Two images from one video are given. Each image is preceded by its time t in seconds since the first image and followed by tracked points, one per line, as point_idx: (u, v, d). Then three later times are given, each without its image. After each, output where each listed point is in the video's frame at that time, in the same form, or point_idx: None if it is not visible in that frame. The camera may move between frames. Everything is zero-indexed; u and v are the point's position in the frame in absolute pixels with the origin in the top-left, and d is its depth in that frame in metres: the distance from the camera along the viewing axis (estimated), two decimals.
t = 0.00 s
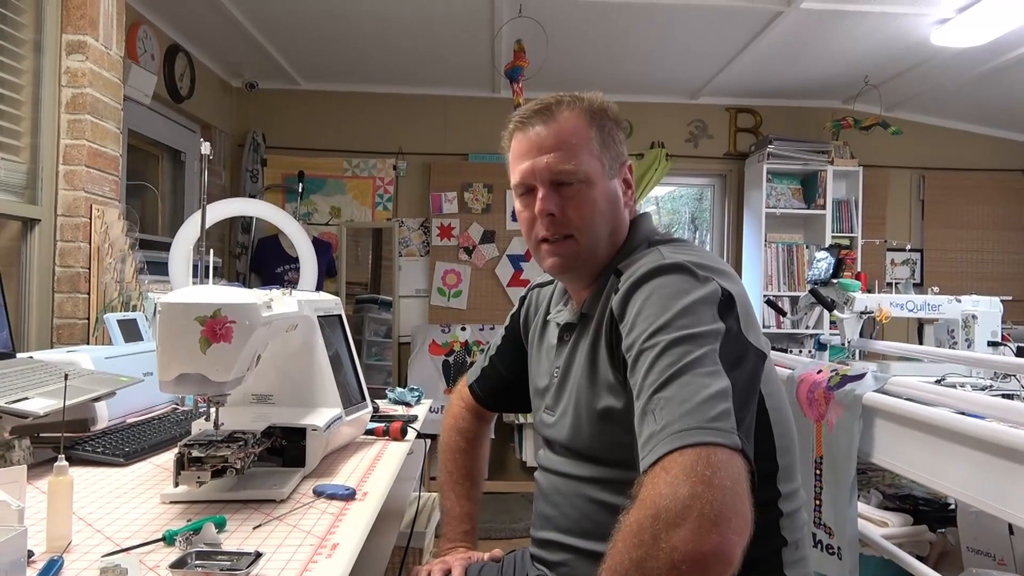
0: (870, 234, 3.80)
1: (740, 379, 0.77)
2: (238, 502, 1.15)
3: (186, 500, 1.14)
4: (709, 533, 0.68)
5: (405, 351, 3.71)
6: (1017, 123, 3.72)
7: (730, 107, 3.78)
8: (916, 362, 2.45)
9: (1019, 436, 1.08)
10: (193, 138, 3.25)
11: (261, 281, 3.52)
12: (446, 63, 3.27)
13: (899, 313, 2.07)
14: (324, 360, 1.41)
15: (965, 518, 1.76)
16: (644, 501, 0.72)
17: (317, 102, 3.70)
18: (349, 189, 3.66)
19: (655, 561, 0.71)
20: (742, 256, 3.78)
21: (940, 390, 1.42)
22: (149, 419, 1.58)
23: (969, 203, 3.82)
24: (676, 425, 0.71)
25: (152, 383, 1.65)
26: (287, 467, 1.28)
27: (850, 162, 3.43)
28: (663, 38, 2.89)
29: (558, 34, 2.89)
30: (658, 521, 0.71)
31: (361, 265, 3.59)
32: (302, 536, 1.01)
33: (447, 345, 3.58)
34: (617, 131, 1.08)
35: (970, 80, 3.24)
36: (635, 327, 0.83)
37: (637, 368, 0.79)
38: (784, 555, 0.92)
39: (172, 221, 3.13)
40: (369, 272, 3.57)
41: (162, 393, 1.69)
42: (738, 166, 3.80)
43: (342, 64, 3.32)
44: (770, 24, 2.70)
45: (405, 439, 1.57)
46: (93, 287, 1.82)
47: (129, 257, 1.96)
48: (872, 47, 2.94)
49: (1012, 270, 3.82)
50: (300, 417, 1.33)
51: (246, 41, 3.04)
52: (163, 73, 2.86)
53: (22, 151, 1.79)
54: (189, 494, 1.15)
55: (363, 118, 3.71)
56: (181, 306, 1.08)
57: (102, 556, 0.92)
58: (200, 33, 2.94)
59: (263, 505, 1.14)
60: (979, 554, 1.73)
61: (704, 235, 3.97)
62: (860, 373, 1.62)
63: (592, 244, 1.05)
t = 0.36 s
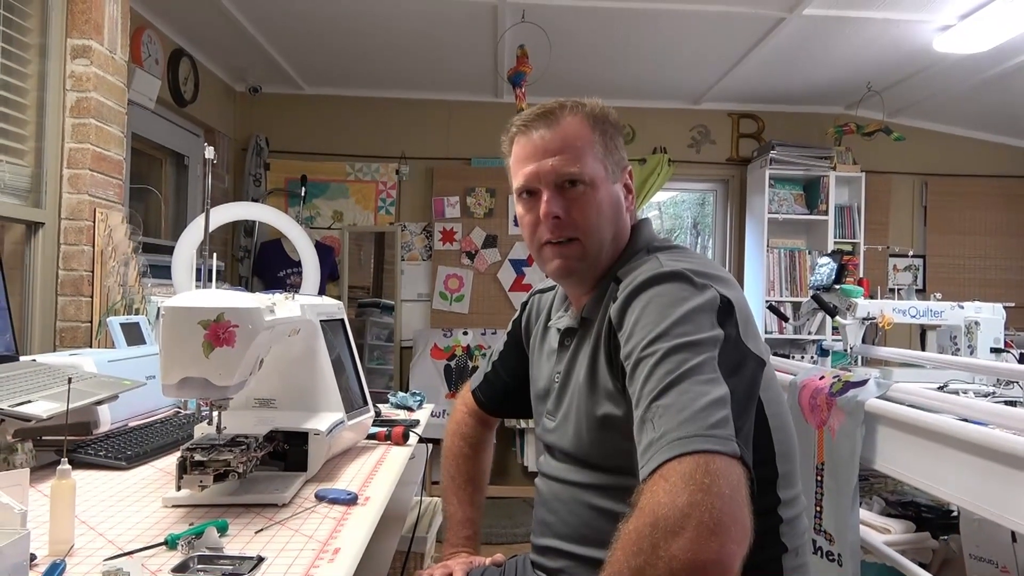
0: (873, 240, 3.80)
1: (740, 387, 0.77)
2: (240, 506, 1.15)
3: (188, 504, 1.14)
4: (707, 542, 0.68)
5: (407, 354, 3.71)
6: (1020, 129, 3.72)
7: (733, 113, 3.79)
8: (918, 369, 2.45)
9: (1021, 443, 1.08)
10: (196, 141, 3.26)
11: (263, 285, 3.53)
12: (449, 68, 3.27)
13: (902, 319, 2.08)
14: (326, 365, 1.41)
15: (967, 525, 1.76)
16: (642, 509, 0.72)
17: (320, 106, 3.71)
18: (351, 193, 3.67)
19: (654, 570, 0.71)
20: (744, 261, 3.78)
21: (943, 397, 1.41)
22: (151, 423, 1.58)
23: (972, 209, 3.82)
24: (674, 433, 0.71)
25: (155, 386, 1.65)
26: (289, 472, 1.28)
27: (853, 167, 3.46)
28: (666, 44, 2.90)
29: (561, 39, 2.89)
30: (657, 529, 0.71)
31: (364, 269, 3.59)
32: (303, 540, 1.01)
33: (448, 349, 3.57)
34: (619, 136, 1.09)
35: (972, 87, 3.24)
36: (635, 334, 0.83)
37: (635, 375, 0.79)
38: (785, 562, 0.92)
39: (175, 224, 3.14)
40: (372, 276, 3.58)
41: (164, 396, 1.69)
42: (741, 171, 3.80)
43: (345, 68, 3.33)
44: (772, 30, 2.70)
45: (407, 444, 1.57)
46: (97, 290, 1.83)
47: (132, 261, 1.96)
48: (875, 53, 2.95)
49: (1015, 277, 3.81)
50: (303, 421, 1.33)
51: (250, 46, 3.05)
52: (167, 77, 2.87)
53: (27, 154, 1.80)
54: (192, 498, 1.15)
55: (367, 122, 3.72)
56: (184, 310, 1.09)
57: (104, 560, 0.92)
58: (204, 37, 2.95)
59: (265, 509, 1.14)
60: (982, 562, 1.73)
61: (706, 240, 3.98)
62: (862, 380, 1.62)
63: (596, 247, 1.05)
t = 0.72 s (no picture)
0: (875, 247, 3.80)
1: (744, 396, 0.77)
2: (241, 511, 1.15)
3: (190, 509, 1.14)
4: (720, 553, 0.68)
5: (409, 359, 3.71)
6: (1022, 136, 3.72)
7: (735, 118, 3.79)
8: (921, 375, 2.45)
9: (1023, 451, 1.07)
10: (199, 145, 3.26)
11: (265, 289, 3.54)
12: (451, 73, 3.28)
13: (904, 326, 2.08)
14: (329, 370, 1.41)
15: (969, 533, 1.75)
16: (653, 518, 0.72)
17: (323, 111, 3.71)
18: (353, 198, 3.67)
19: None
20: (745, 266, 3.78)
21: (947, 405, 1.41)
22: (153, 427, 1.58)
23: (973, 217, 3.82)
24: (682, 443, 0.71)
25: (157, 390, 1.66)
26: (291, 477, 1.28)
27: (855, 173, 3.45)
28: (668, 50, 2.91)
29: (564, 45, 2.90)
30: (668, 539, 0.70)
31: (365, 273, 3.60)
32: (305, 546, 1.01)
33: (450, 354, 3.55)
34: (622, 142, 1.10)
35: (973, 94, 3.25)
36: (639, 343, 0.83)
37: (641, 384, 0.79)
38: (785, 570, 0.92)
39: (178, 228, 3.14)
40: (374, 281, 3.58)
41: (166, 400, 1.69)
42: (743, 177, 3.80)
43: (348, 73, 3.34)
44: (775, 36, 2.71)
45: (409, 449, 1.57)
46: (99, 293, 1.83)
47: (135, 265, 1.96)
48: (876, 60, 2.95)
49: (1017, 283, 3.81)
50: (304, 426, 1.33)
51: (253, 51, 3.06)
52: (170, 81, 2.88)
53: (30, 158, 1.81)
54: (193, 503, 1.15)
55: (369, 127, 3.72)
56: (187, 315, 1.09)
57: (106, 565, 0.92)
58: (207, 42, 2.96)
59: (267, 514, 1.14)
60: (985, 570, 1.72)
61: (708, 245, 3.98)
62: (864, 387, 1.62)
63: (598, 251, 1.05)
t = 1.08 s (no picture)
0: (876, 249, 3.80)
1: (746, 396, 0.77)
2: (242, 516, 1.15)
3: (191, 514, 1.14)
4: (718, 551, 0.67)
5: (410, 363, 3.71)
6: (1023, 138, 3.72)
7: (736, 121, 3.79)
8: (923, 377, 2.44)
9: None
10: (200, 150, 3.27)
11: (267, 293, 3.54)
12: (452, 77, 3.29)
13: (906, 327, 2.08)
14: (330, 375, 1.41)
15: (973, 536, 1.75)
16: (652, 517, 0.72)
17: (324, 115, 3.72)
18: (355, 202, 3.67)
19: None
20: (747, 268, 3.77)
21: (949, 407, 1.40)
22: (155, 431, 1.59)
23: (975, 219, 3.81)
24: (682, 443, 0.71)
25: (159, 395, 1.66)
26: (292, 481, 1.28)
27: (855, 176, 3.45)
28: (669, 53, 2.91)
29: (564, 48, 2.90)
30: (667, 538, 0.70)
31: (367, 277, 3.60)
32: (307, 551, 1.01)
33: (452, 357, 3.57)
34: (623, 144, 1.10)
35: (974, 96, 3.25)
36: (640, 342, 0.83)
37: (642, 384, 0.79)
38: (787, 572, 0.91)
39: (179, 233, 3.15)
40: (375, 284, 3.59)
41: (168, 405, 1.69)
42: (744, 179, 3.80)
43: (349, 77, 3.34)
44: (775, 38, 2.71)
45: (410, 453, 1.57)
46: (101, 298, 1.83)
47: (136, 270, 1.97)
48: (876, 63, 2.96)
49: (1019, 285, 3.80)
50: (305, 431, 1.33)
51: (254, 55, 3.07)
52: (172, 86, 2.89)
53: (32, 163, 1.81)
54: (195, 508, 1.14)
55: (370, 131, 3.73)
56: (188, 319, 1.09)
57: (107, 570, 0.91)
58: (209, 47, 2.96)
59: (268, 519, 1.14)
60: (989, 572, 1.71)
61: (710, 247, 3.98)
62: (866, 389, 1.62)
63: (602, 252, 1.05)
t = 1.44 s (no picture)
0: (877, 251, 3.80)
1: (745, 397, 0.77)
2: (245, 522, 1.15)
3: (194, 519, 1.14)
4: (715, 551, 0.67)
5: (412, 367, 3.71)
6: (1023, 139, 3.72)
7: (735, 124, 3.80)
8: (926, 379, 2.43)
9: None
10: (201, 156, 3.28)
11: (268, 299, 3.54)
12: (452, 82, 3.29)
13: (908, 329, 2.08)
14: (332, 380, 1.41)
15: (976, 538, 1.74)
16: (650, 518, 0.72)
17: (325, 121, 3.73)
18: (356, 207, 3.68)
19: None
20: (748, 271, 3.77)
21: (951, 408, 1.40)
22: (157, 438, 1.59)
23: (976, 220, 3.81)
24: (680, 444, 0.71)
25: (161, 401, 1.66)
26: (294, 487, 1.28)
27: (856, 178, 3.45)
28: (669, 57, 2.92)
29: (564, 53, 2.91)
30: (664, 539, 0.70)
31: (368, 282, 3.61)
32: (309, 556, 1.01)
33: (453, 362, 3.58)
34: (619, 147, 1.10)
35: (974, 97, 3.25)
36: (638, 344, 0.83)
37: (641, 386, 0.79)
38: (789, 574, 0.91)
39: (180, 239, 3.15)
40: (377, 289, 3.59)
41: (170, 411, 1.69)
42: (744, 182, 3.80)
43: (349, 83, 3.35)
44: (775, 41, 2.71)
45: (412, 458, 1.57)
46: (103, 305, 1.84)
47: (138, 276, 1.97)
48: (876, 65, 2.96)
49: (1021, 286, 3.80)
50: (307, 436, 1.33)
51: (255, 61, 3.08)
52: (173, 92, 2.90)
53: (34, 171, 1.82)
54: (197, 514, 1.14)
55: (370, 136, 3.73)
56: (190, 325, 1.09)
57: None
58: (210, 53, 2.98)
59: (270, 525, 1.14)
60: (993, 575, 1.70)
61: (710, 250, 3.98)
62: (868, 391, 1.61)
63: (599, 256, 1.05)
